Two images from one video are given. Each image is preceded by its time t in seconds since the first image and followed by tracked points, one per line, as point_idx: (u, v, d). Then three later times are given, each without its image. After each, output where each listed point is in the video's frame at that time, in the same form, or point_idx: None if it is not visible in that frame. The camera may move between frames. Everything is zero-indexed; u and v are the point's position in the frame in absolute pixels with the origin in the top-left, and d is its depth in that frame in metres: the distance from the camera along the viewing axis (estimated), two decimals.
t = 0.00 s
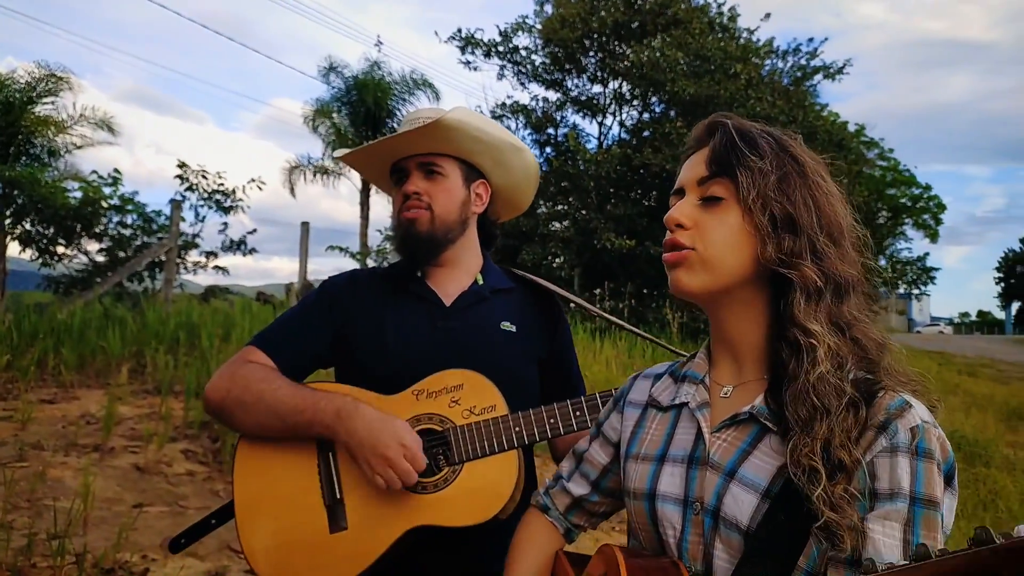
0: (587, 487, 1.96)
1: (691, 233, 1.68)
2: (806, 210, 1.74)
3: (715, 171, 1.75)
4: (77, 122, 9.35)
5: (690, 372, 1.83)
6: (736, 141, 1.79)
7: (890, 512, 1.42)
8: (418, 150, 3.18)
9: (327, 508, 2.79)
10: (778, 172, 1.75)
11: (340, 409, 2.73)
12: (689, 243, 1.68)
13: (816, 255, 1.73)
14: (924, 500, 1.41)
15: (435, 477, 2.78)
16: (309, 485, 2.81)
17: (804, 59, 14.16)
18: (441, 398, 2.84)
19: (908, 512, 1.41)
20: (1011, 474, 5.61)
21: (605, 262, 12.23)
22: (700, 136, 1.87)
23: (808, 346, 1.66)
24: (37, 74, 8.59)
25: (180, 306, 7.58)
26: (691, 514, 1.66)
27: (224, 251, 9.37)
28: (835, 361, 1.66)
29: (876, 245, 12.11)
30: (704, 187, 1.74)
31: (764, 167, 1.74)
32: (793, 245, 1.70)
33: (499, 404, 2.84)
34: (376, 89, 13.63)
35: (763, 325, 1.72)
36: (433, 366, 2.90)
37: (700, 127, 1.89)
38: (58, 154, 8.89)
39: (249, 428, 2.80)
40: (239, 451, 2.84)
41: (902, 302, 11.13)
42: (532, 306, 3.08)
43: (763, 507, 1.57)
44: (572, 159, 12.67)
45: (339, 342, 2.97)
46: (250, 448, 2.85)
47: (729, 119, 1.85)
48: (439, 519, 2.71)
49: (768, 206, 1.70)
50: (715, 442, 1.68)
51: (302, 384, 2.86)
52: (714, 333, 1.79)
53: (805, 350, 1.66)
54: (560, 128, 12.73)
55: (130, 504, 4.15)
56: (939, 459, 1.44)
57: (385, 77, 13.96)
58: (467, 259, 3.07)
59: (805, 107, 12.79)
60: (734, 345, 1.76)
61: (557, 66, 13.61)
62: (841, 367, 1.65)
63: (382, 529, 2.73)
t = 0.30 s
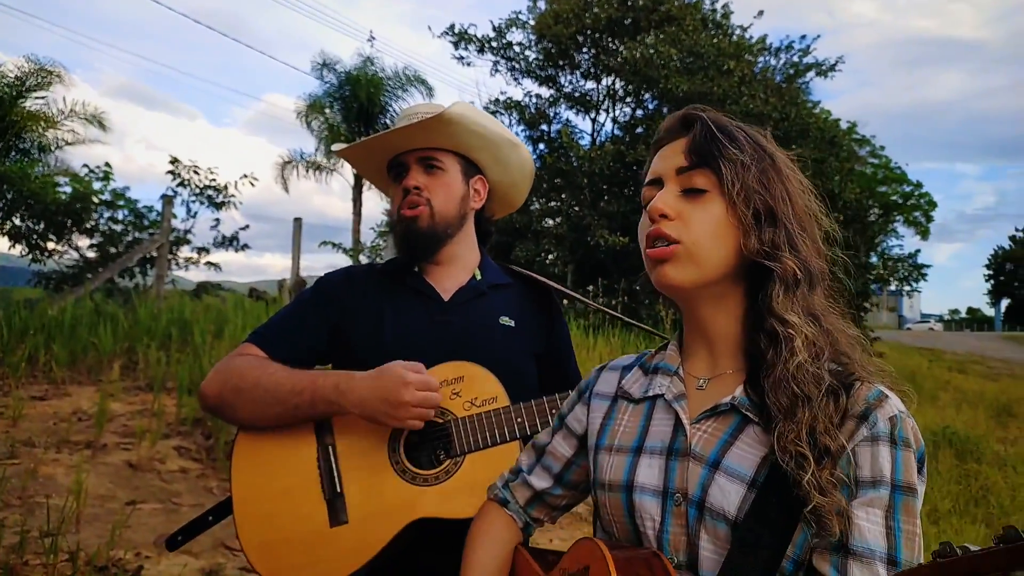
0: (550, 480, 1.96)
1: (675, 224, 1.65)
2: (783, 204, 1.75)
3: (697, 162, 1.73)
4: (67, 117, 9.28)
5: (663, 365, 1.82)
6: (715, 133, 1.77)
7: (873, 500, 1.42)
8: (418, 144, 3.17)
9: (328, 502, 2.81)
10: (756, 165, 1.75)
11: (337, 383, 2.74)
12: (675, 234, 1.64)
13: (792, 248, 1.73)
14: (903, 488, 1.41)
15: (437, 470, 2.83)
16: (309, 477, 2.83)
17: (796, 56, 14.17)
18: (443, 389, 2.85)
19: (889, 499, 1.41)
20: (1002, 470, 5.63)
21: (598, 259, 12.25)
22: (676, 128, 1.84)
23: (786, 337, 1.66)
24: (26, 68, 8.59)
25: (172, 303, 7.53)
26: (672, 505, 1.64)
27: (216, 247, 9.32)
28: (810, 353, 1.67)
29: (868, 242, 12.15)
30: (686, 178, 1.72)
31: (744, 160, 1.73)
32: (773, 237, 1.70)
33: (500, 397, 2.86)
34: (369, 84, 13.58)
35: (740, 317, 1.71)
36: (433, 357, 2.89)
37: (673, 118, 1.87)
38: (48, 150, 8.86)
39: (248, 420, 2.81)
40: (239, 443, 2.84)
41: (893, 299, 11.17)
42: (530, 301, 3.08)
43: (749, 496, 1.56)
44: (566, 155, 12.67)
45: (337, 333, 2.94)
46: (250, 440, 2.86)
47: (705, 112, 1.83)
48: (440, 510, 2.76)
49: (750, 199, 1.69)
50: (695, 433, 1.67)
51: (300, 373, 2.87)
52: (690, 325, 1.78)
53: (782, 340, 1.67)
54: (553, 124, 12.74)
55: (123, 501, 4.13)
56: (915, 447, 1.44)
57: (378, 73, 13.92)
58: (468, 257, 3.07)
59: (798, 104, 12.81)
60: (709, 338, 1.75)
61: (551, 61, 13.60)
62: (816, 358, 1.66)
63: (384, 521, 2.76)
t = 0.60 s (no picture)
0: (541, 474, 1.97)
1: (709, 220, 1.65)
2: (792, 201, 1.80)
3: (720, 156, 1.74)
4: (63, 116, 9.24)
5: (657, 357, 1.82)
6: (731, 128, 1.79)
7: (871, 478, 1.41)
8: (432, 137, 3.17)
9: (332, 496, 2.81)
10: (770, 162, 1.79)
11: (342, 387, 2.75)
12: (709, 228, 1.64)
13: (800, 243, 1.78)
14: (899, 466, 1.41)
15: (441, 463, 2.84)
16: (312, 473, 2.83)
17: (792, 56, 14.19)
18: (447, 383, 2.88)
19: (885, 477, 1.41)
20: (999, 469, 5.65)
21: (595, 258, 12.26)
22: (688, 116, 1.83)
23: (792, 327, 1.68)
24: (21, 66, 8.49)
25: (170, 302, 7.51)
26: (671, 493, 1.64)
27: (212, 246, 9.30)
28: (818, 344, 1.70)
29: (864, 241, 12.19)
30: (709, 172, 1.73)
31: (762, 157, 1.77)
32: (786, 233, 1.75)
33: (506, 390, 2.90)
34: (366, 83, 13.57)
35: (746, 310, 1.73)
36: (432, 352, 2.90)
37: (680, 106, 1.86)
38: (44, 149, 8.80)
39: (249, 415, 2.82)
40: (241, 438, 2.85)
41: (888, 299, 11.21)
42: (533, 296, 3.08)
43: (748, 480, 1.55)
44: (563, 154, 12.68)
45: (338, 330, 2.95)
46: (252, 436, 2.86)
47: (718, 105, 1.84)
48: (444, 504, 2.76)
49: (770, 195, 1.73)
50: (694, 421, 1.67)
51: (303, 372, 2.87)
52: (690, 315, 1.77)
53: (781, 325, 1.68)
54: (550, 124, 12.75)
55: (121, 499, 4.11)
56: (908, 427, 1.44)
57: (375, 72, 13.90)
58: (471, 247, 3.08)
59: (795, 105, 12.83)
60: (711, 330, 1.75)
61: (548, 61, 13.61)
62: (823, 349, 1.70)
63: (389, 516, 2.76)
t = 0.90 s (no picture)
0: (556, 473, 2.00)
1: (725, 217, 1.64)
2: (795, 194, 1.82)
3: (729, 152, 1.74)
4: (61, 115, 9.23)
5: (666, 352, 1.82)
6: (736, 123, 1.79)
7: (883, 462, 1.38)
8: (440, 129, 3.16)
9: (331, 489, 2.80)
10: (774, 156, 1.81)
11: (343, 368, 2.75)
12: (724, 226, 1.64)
13: (805, 234, 1.80)
14: (911, 449, 1.38)
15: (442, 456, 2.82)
16: (312, 468, 2.83)
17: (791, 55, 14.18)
18: (447, 376, 2.86)
19: (898, 461, 1.38)
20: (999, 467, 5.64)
21: (594, 257, 12.25)
22: (695, 111, 1.83)
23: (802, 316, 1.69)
24: (20, 65, 8.49)
25: (169, 301, 7.49)
26: (684, 484, 1.64)
27: (211, 245, 9.29)
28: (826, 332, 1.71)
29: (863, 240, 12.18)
30: (719, 169, 1.73)
31: (767, 151, 1.78)
32: (792, 225, 1.76)
33: (505, 382, 2.87)
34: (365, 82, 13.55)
35: (756, 303, 1.73)
36: (438, 344, 2.91)
37: (684, 102, 1.85)
38: (43, 148, 8.78)
39: (247, 405, 2.81)
40: (240, 432, 2.85)
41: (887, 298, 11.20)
42: (535, 291, 3.07)
43: (759, 468, 1.54)
44: (562, 153, 12.67)
45: (339, 324, 2.97)
46: (252, 430, 2.86)
47: (724, 99, 1.84)
48: (444, 497, 2.74)
49: (776, 189, 1.74)
50: (705, 413, 1.67)
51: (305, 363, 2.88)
52: (701, 310, 1.77)
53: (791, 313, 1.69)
54: (549, 123, 12.74)
55: (120, 498, 4.10)
56: (920, 410, 1.42)
57: (374, 71, 13.89)
58: (472, 239, 3.05)
59: (794, 104, 12.82)
60: (722, 324, 1.75)
61: (547, 60, 13.61)
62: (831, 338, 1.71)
63: (389, 507, 2.74)
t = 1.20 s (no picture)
0: (584, 475, 2.00)
1: (739, 216, 1.64)
2: (816, 191, 1.80)
3: (743, 150, 1.74)
4: (61, 115, 9.23)
5: (690, 356, 1.82)
6: (752, 122, 1.79)
7: (907, 471, 1.37)
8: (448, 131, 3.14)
9: (329, 492, 2.79)
10: (791, 152, 1.80)
11: (340, 370, 2.75)
12: (738, 225, 1.63)
13: (827, 231, 1.78)
14: (937, 457, 1.36)
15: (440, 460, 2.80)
16: (309, 470, 2.82)
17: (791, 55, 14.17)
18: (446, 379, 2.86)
19: (923, 469, 1.36)
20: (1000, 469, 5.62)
21: (595, 258, 12.24)
22: (710, 111, 1.83)
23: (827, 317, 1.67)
24: (20, 66, 8.51)
25: (168, 301, 7.48)
26: (704, 490, 1.64)
27: (211, 246, 9.28)
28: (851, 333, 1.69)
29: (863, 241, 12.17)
30: (734, 167, 1.72)
31: (784, 148, 1.77)
32: (811, 223, 1.74)
33: (504, 386, 2.85)
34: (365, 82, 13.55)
35: (778, 304, 1.72)
36: (436, 348, 2.91)
37: (699, 103, 1.86)
38: (43, 148, 8.79)
39: (244, 407, 2.80)
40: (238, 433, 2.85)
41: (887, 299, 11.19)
42: (535, 293, 3.07)
43: (778, 474, 1.54)
44: (562, 153, 12.68)
45: (337, 323, 2.98)
46: (250, 431, 2.86)
47: (739, 98, 1.84)
48: (441, 501, 2.73)
49: (793, 186, 1.73)
50: (725, 417, 1.67)
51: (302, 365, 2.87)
52: (722, 312, 1.76)
53: (812, 316, 1.68)
54: (549, 123, 12.74)
55: (119, 498, 4.10)
56: (948, 417, 1.39)
57: (374, 71, 13.88)
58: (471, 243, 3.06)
59: (794, 104, 12.81)
60: (744, 326, 1.74)
61: (547, 60, 13.62)
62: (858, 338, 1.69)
63: (386, 512, 2.73)
